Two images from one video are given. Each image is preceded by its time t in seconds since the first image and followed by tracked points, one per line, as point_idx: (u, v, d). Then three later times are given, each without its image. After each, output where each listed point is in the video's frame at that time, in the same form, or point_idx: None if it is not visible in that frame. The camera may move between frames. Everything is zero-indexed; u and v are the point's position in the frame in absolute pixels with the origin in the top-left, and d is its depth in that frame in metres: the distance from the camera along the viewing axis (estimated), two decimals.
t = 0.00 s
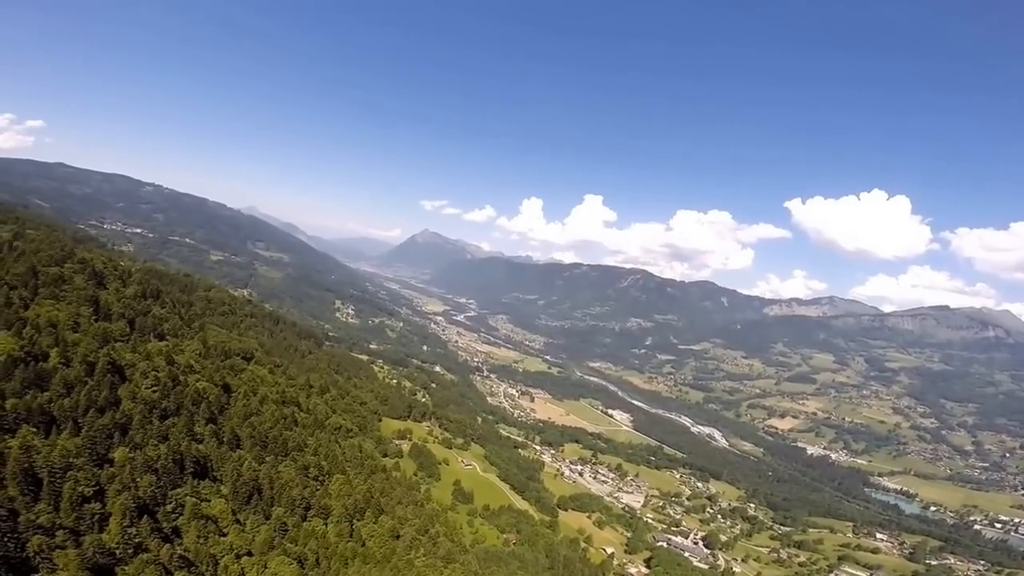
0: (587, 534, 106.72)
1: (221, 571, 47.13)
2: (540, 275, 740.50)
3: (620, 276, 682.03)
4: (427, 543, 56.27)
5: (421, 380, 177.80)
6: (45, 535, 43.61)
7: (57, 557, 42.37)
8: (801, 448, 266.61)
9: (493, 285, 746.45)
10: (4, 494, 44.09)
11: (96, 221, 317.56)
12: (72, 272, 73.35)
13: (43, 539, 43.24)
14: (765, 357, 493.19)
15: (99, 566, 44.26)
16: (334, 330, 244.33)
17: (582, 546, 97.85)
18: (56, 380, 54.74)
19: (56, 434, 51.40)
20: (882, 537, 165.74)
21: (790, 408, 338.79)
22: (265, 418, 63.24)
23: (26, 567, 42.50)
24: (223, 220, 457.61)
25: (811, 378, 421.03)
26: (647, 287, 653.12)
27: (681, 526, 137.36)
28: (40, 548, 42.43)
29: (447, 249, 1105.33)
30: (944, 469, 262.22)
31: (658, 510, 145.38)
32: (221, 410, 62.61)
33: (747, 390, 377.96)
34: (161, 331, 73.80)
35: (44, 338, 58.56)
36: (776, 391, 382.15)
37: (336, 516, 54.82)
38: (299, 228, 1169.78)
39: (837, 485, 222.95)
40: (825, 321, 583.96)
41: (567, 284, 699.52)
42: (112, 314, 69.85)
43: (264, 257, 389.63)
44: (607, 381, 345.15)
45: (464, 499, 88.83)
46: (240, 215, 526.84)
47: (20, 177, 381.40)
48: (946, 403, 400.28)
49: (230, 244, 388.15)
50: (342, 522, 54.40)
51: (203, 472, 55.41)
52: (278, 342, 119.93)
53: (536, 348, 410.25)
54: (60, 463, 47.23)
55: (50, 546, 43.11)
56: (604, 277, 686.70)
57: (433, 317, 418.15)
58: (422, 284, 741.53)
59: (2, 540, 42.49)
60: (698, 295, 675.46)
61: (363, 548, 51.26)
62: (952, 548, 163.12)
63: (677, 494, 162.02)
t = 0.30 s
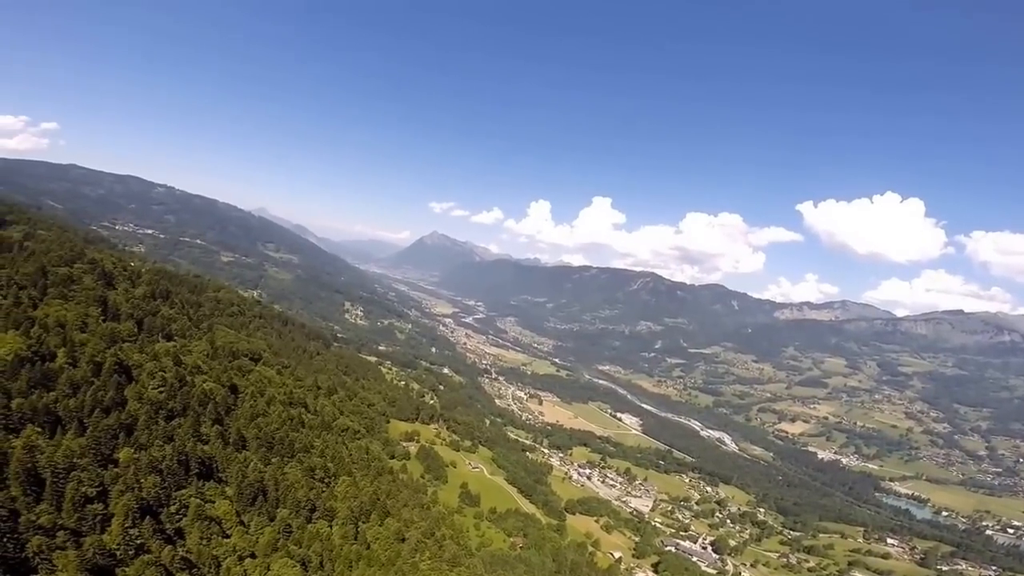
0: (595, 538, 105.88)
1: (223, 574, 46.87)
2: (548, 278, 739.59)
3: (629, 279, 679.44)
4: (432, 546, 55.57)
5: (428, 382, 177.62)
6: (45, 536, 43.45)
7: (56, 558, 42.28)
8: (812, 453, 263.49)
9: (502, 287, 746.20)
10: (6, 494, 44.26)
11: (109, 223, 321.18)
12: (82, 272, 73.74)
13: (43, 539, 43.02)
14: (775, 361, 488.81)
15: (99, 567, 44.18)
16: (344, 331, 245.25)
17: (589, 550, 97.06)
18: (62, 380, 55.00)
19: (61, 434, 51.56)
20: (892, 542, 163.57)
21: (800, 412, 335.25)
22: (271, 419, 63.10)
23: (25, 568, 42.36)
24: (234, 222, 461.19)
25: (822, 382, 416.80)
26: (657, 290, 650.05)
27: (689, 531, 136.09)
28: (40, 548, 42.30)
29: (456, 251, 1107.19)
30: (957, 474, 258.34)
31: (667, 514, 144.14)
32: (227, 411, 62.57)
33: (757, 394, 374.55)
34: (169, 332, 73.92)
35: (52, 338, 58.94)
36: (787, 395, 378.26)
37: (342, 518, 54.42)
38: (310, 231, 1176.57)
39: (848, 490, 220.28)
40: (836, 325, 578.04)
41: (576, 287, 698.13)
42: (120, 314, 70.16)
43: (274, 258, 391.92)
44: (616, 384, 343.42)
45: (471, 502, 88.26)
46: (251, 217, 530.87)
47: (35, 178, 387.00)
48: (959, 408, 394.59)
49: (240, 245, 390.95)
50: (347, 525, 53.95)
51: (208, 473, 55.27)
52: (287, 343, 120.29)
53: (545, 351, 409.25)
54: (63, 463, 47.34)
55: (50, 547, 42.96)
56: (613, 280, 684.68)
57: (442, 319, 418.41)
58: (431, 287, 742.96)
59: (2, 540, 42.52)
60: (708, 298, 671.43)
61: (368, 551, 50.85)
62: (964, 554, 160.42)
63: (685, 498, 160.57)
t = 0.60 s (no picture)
0: (600, 542, 105.20)
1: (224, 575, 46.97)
2: (557, 279, 738.47)
3: (639, 281, 676.55)
4: (436, 549, 55.25)
5: (436, 383, 177.47)
6: (44, 535, 43.02)
7: (55, 558, 41.79)
8: (822, 458, 260.54)
9: (511, 288, 745.67)
10: (8, 493, 43.98)
11: (121, 222, 324.56)
12: (91, 271, 74.08)
13: (43, 538, 42.66)
14: (786, 365, 484.42)
15: (98, 567, 43.88)
16: (352, 332, 245.80)
17: (594, 554, 96.39)
18: (68, 378, 55.20)
19: (66, 433, 51.69)
20: (901, 548, 161.50)
21: (811, 417, 331.86)
22: (276, 420, 63.16)
23: (22, 568, 41.65)
24: (245, 222, 464.61)
25: (833, 387, 412.57)
26: (667, 292, 646.85)
27: (696, 535, 134.99)
28: (38, 548, 41.69)
29: (465, 252, 1108.50)
30: (968, 479, 254.73)
31: (674, 518, 143.08)
32: (233, 411, 62.72)
33: (767, 398, 371.25)
34: (177, 331, 74.06)
35: (59, 337, 59.33)
36: (798, 399, 374.50)
37: (345, 520, 54.32)
38: (320, 232, 1182.69)
39: (857, 495, 217.72)
40: (848, 329, 572.16)
41: (585, 289, 696.23)
42: (128, 312, 70.38)
43: (283, 258, 394.07)
44: (624, 387, 341.80)
45: (476, 504, 87.85)
46: (261, 217, 534.53)
47: (50, 179, 391.97)
48: (972, 413, 389.18)
49: (251, 245, 393.58)
50: (351, 527, 53.82)
51: (212, 474, 55.43)
52: (294, 343, 120.65)
53: (553, 353, 408.28)
54: (65, 463, 47.39)
55: (49, 547, 42.48)
56: (623, 282, 682.20)
57: (450, 320, 418.80)
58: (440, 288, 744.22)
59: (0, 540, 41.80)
60: (718, 301, 667.31)
61: (371, 553, 50.69)
62: (973, 559, 158.12)
63: (693, 502, 159.26)
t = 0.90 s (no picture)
0: (605, 546, 104.28)
1: None
2: (566, 281, 737.04)
3: (648, 284, 673.56)
4: (439, 551, 54.87)
5: (443, 384, 177.36)
6: (43, 535, 43.11)
7: (52, 558, 41.97)
8: (832, 463, 257.64)
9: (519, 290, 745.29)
10: (9, 491, 44.24)
11: (133, 222, 327.87)
12: (101, 269, 74.43)
13: (41, 538, 42.82)
14: (796, 369, 480.02)
15: (95, 567, 43.99)
16: (360, 332, 246.51)
17: (600, 558, 95.56)
18: (75, 377, 55.59)
19: (70, 431, 52.00)
20: (910, 554, 159.27)
21: (821, 421, 328.33)
22: (282, 419, 63.16)
23: (20, 568, 41.92)
24: (255, 222, 467.69)
25: (844, 391, 408.00)
26: (676, 295, 643.39)
27: (702, 539, 133.74)
28: (36, 548, 41.98)
29: (474, 253, 1109.38)
30: (980, 484, 251.00)
31: (680, 522, 141.86)
32: (239, 410, 62.74)
33: (777, 402, 367.88)
34: (185, 329, 74.27)
35: (67, 335, 59.74)
36: (808, 404, 370.83)
37: (349, 521, 54.03)
38: (330, 233, 1188.34)
39: (866, 500, 215.19)
40: (860, 334, 565.85)
41: (594, 291, 694.21)
42: (136, 311, 70.64)
43: (293, 258, 396.09)
44: (633, 390, 340.10)
45: (481, 506, 87.48)
46: (272, 218, 538.05)
47: (64, 179, 396.92)
48: (986, 419, 383.44)
49: (261, 245, 396.13)
50: (354, 528, 53.55)
51: (216, 473, 55.64)
52: (302, 343, 120.99)
53: (561, 355, 407.47)
54: (68, 462, 47.64)
55: (46, 547, 42.72)
56: (632, 285, 679.53)
57: (458, 321, 418.90)
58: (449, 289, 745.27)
59: None
60: (728, 304, 662.72)
61: (374, 555, 50.36)
62: (983, 566, 155.60)
63: (700, 506, 157.84)
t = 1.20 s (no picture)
0: (611, 549, 103.49)
1: None
2: (575, 282, 735.65)
3: (658, 286, 670.27)
4: (443, 553, 54.52)
5: (451, 385, 177.19)
6: (43, 534, 43.22)
7: (50, 557, 42.03)
8: (843, 468, 254.51)
9: (528, 292, 744.44)
10: (11, 490, 44.49)
11: (145, 221, 331.24)
12: (110, 267, 74.80)
13: (40, 537, 42.92)
14: (806, 373, 475.49)
15: (94, 567, 44.00)
16: (368, 332, 247.19)
17: (605, 562, 94.79)
18: (81, 375, 55.94)
19: (75, 430, 52.32)
20: (919, 559, 157.01)
21: (831, 426, 324.83)
22: (288, 419, 63.07)
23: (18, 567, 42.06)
24: (266, 222, 470.89)
25: (856, 395, 403.53)
26: (686, 297, 640.12)
27: (709, 544, 132.52)
28: (34, 547, 42.06)
29: (484, 254, 1110.62)
30: (992, 490, 247.09)
31: (687, 526, 140.63)
32: (245, 410, 62.78)
33: (787, 406, 364.43)
34: (193, 328, 74.55)
35: (75, 332, 60.05)
36: (819, 408, 366.98)
37: (353, 522, 53.81)
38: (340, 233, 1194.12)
39: (875, 505, 212.56)
40: (873, 337, 559.42)
41: (603, 293, 692.27)
42: (145, 309, 70.92)
43: (303, 258, 398.16)
44: (641, 393, 338.44)
45: (486, 508, 87.08)
46: (283, 218, 541.50)
47: (78, 179, 401.64)
48: (1000, 424, 377.46)
49: (271, 245, 398.74)
50: (357, 529, 53.28)
51: (220, 473, 55.81)
52: (310, 342, 121.37)
53: (569, 357, 406.39)
54: (70, 460, 47.76)
55: (45, 546, 42.81)
56: (641, 287, 676.56)
57: (467, 322, 419.04)
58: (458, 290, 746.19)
59: None
60: (738, 307, 658.15)
61: (377, 557, 50.09)
62: (993, 572, 153.13)
63: (707, 510, 156.46)
